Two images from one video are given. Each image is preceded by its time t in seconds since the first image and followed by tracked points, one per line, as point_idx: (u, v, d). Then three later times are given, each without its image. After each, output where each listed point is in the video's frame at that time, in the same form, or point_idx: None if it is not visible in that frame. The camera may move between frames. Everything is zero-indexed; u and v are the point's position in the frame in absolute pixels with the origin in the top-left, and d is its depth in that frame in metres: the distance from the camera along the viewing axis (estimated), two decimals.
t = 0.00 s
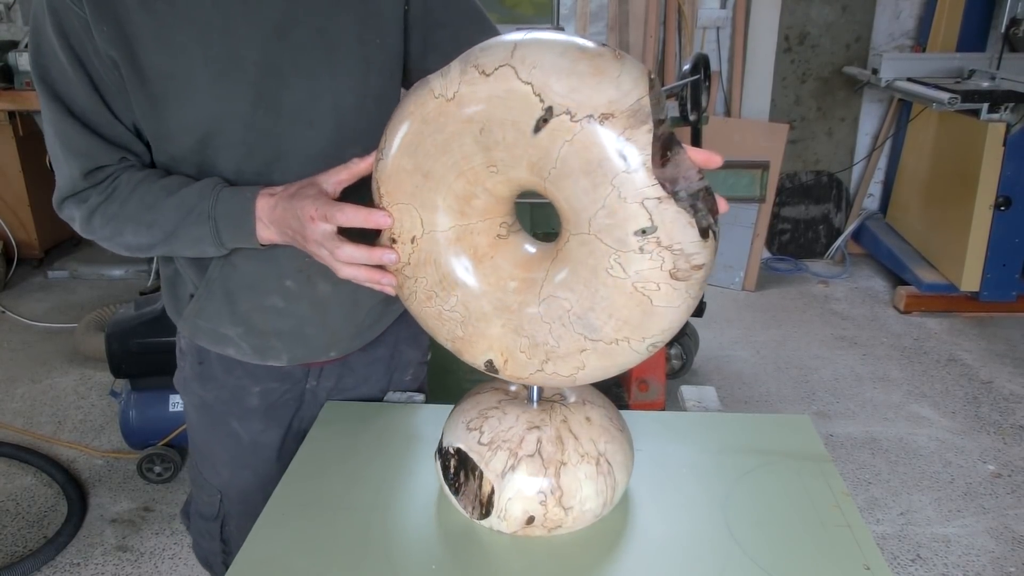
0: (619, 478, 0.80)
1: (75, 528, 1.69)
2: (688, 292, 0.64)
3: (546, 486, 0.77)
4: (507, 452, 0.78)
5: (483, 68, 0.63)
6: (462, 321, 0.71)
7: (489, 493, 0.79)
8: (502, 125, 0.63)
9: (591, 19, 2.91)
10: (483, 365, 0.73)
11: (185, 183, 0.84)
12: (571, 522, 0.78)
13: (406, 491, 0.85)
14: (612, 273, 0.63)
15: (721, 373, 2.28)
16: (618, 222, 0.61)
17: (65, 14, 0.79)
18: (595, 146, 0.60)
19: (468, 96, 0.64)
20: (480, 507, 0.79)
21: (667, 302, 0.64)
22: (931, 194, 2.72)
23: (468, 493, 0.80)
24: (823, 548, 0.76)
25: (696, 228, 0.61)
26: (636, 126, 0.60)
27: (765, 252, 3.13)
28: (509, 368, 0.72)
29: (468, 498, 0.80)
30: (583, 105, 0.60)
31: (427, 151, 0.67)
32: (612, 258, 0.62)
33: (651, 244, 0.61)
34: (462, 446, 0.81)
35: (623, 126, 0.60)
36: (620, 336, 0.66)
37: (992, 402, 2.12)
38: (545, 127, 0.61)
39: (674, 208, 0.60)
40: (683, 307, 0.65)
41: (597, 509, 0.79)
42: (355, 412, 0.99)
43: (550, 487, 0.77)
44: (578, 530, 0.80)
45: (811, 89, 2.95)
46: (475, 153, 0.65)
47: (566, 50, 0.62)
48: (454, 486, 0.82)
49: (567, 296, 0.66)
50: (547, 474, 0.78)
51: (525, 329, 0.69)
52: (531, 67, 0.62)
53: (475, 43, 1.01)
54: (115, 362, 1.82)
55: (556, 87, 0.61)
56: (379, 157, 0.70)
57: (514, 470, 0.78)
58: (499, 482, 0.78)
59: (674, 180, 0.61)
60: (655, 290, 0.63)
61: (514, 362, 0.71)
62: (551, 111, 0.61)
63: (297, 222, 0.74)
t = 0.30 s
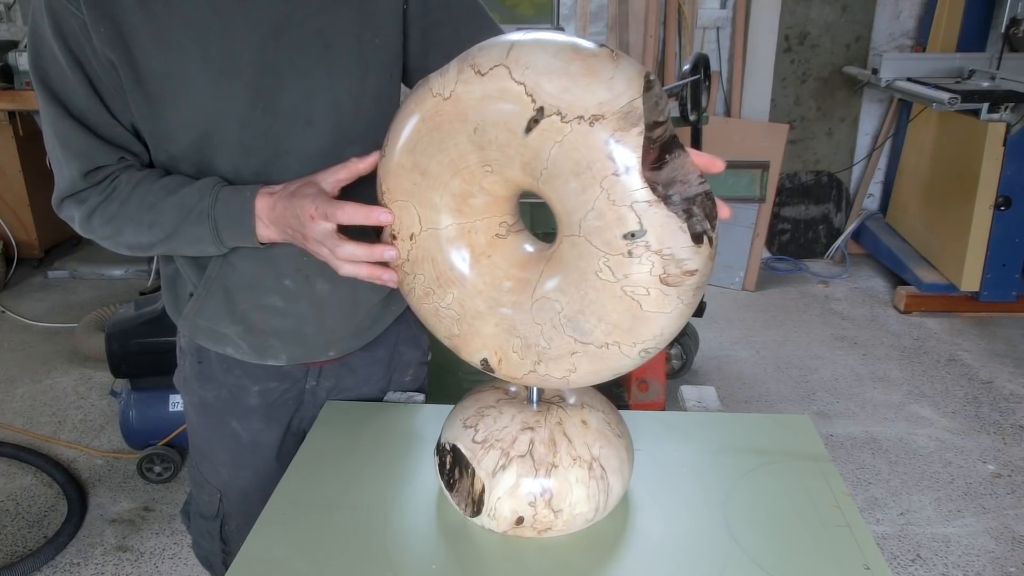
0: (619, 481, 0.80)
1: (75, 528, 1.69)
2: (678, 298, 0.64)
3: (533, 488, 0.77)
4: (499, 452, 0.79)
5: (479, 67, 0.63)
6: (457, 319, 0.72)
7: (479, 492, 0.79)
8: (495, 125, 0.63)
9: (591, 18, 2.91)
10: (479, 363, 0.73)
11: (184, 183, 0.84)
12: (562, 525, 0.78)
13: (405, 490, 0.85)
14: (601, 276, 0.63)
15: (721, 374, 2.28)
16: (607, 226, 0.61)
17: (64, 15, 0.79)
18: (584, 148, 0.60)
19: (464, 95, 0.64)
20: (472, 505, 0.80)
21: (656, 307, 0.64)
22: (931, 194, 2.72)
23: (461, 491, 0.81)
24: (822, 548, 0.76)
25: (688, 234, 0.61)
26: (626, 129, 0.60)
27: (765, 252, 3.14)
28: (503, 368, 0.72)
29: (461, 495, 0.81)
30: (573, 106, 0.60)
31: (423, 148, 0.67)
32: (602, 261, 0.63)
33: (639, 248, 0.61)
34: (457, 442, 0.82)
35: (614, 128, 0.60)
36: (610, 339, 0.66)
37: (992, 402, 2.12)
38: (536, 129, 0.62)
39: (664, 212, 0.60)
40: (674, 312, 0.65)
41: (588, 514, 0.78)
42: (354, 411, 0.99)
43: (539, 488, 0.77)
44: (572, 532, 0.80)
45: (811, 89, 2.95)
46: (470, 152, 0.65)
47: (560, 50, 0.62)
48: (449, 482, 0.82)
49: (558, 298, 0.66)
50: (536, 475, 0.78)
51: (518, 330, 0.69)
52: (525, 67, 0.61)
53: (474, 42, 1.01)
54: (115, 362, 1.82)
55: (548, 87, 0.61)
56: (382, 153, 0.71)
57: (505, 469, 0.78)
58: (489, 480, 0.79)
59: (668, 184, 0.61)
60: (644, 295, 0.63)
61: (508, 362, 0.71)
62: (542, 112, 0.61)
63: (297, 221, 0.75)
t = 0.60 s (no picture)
0: (617, 488, 0.80)
1: (75, 527, 1.69)
2: (664, 306, 0.64)
3: (515, 490, 0.78)
4: (489, 450, 0.79)
5: (474, 67, 0.65)
6: (452, 316, 0.73)
7: (467, 490, 0.80)
8: (485, 124, 0.65)
9: (591, 19, 2.91)
10: (473, 360, 0.74)
11: (183, 183, 0.84)
12: (547, 529, 0.78)
13: (405, 491, 0.85)
14: (584, 279, 0.63)
15: (721, 374, 2.28)
16: (590, 229, 0.62)
17: (63, 15, 0.79)
18: (568, 150, 0.61)
19: (460, 94, 0.66)
20: (461, 502, 0.80)
21: (640, 314, 0.64)
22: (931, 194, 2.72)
23: (453, 487, 0.81)
24: (822, 549, 0.76)
25: (673, 241, 0.61)
26: (611, 131, 0.60)
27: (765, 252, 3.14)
28: (495, 367, 0.73)
29: (452, 492, 0.81)
30: (558, 106, 0.61)
31: (420, 146, 0.69)
32: (586, 264, 0.63)
33: (622, 253, 0.61)
34: (451, 438, 0.83)
35: (598, 131, 0.60)
36: (594, 344, 0.66)
37: (992, 402, 2.12)
38: (524, 129, 0.63)
39: (647, 218, 0.60)
40: (660, 319, 0.64)
41: (574, 519, 0.78)
42: (355, 410, 0.99)
43: (523, 490, 0.78)
44: (561, 536, 0.79)
45: (811, 89, 2.95)
46: (464, 149, 0.67)
47: (551, 51, 0.63)
48: (443, 476, 0.83)
49: (546, 301, 0.67)
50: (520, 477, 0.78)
51: (508, 330, 0.70)
52: (515, 67, 0.63)
53: (475, 43, 1.01)
54: (115, 362, 1.82)
55: (536, 88, 0.62)
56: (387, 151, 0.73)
57: (492, 468, 0.79)
58: (476, 478, 0.79)
59: (657, 188, 0.60)
60: (628, 301, 0.63)
61: (500, 362, 0.72)
62: (530, 112, 0.62)
63: (298, 220, 0.74)
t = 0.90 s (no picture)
0: (609, 495, 0.79)
1: (75, 527, 1.69)
2: (645, 312, 0.64)
3: (502, 487, 0.78)
4: (479, 446, 0.80)
5: (470, 66, 0.67)
6: (450, 311, 0.75)
7: (456, 485, 0.80)
8: (477, 124, 0.66)
9: (591, 19, 2.91)
10: (470, 355, 0.76)
11: (187, 182, 0.84)
12: (532, 529, 0.78)
13: (405, 489, 0.86)
14: (567, 280, 0.64)
15: (721, 374, 2.28)
16: (571, 231, 0.63)
17: (73, 13, 0.79)
18: (551, 150, 0.62)
19: (456, 93, 0.68)
20: (453, 496, 0.81)
21: (621, 319, 0.65)
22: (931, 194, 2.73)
23: (447, 481, 0.82)
24: (821, 549, 0.76)
25: (653, 247, 0.62)
26: (592, 133, 0.61)
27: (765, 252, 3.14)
28: (489, 363, 0.75)
29: (444, 487, 0.82)
30: (544, 106, 0.62)
31: (421, 142, 0.71)
32: (568, 265, 0.64)
33: (601, 256, 0.62)
34: (448, 433, 0.84)
35: (579, 133, 0.61)
36: (577, 347, 0.67)
37: (992, 402, 2.12)
38: (511, 129, 0.64)
39: (627, 223, 0.61)
40: (643, 325, 0.65)
41: (559, 522, 0.78)
42: (355, 408, 1.00)
43: (507, 488, 0.78)
44: (545, 539, 0.79)
45: (811, 89, 2.94)
46: (458, 148, 0.68)
47: (542, 52, 0.64)
48: (439, 466, 0.84)
49: (533, 301, 0.68)
50: (507, 475, 0.78)
51: (498, 328, 0.72)
52: (507, 67, 0.64)
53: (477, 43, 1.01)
54: (115, 362, 1.82)
55: (525, 89, 0.63)
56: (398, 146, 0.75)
57: (481, 464, 0.79)
58: (465, 473, 0.80)
59: (642, 192, 0.61)
60: (609, 305, 0.64)
61: (493, 359, 0.74)
62: (517, 111, 0.64)
63: (302, 219, 0.74)
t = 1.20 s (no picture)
0: (609, 495, 0.79)
1: (75, 527, 1.69)
2: (642, 312, 0.64)
3: (501, 487, 0.78)
4: (478, 445, 0.80)
5: (470, 66, 0.67)
6: (450, 310, 0.75)
7: (456, 484, 0.80)
8: (477, 123, 0.66)
9: (591, 19, 2.91)
10: (470, 355, 0.77)
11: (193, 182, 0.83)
12: (530, 529, 0.78)
13: (407, 490, 0.86)
14: (565, 280, 0.64)
15: (721, 374, 2.28)
16: (570, 231, 0.62)
17: (80, 10, 0.79)
18: (550, 150, 0.62)
19: (455, 93, 0.68)
20: (452, 495, 0.81)
21: (619, 319, 0.65)
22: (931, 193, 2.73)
23: (447, 480, 0.82)
24: (821, 549, 0.76)
25: (650, 247, 0.62)
26: (590, 133, 0.61)
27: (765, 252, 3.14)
28: (489, 362, 0.75)
29: (444, 486, 0.82)
30: (543, 107, 0.62)
31: (422, 143, 0.71)
32: (566, 265, 0.64)
33: (599, 256, 0.62)
34: (448, 432, 0.84)
35: (578, 133, 0.61)
36: (576, 347, 0.68)
37: (992, 402, 2.12)
38: (510, 128, 0.64)
39: (625, 223, 0.61)
40: (641, 325, 0.65)
41: (558, 522, 0.78)
42: (356, 408, 1.00)
43: (507, 488, 0.78)
44: (545, 538, 0.79)
45: (811, 89, 2.94)
46: (458, 148, 0.68)
47: (541, 52, 0.64)
48: (438, 465, 0.84)
49: (531, 301, 0.68)
50: (506, 475, 0.78)
51: (498, 328, 0.72)
52: (507, 67, 0.64)
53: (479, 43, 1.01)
54: (115, 362, 1.82)
55: (524, 89, 0.63)
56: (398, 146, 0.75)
57: (481, 463, 0.79)
58: (464, 473, 0.80)
59: (640, 193, 0.62)
60: (607, 306, 0.64)
61: (492, 358, 0.74)
62: (516, 111, 0.64)
63: (296, 249, 0.65)
